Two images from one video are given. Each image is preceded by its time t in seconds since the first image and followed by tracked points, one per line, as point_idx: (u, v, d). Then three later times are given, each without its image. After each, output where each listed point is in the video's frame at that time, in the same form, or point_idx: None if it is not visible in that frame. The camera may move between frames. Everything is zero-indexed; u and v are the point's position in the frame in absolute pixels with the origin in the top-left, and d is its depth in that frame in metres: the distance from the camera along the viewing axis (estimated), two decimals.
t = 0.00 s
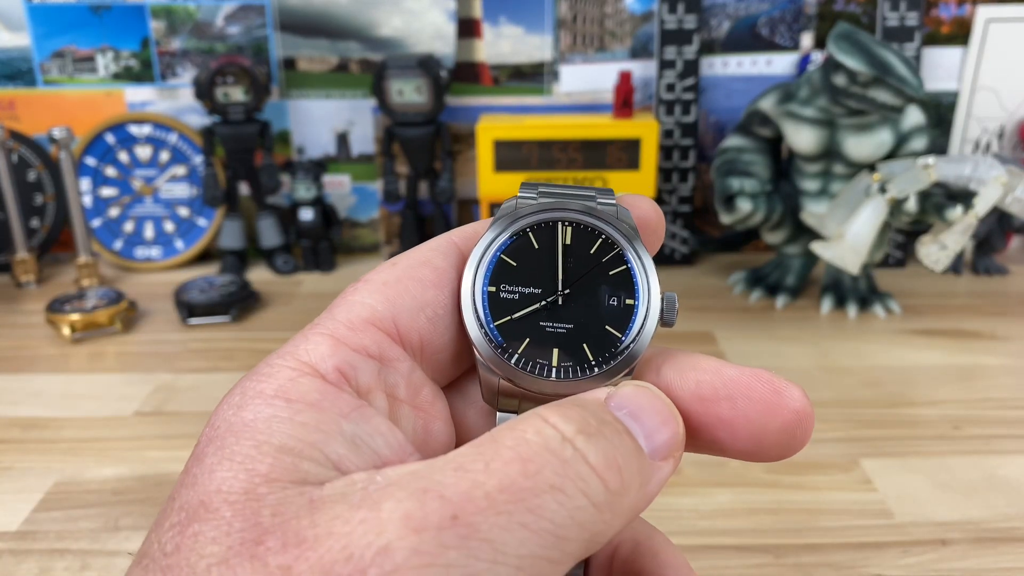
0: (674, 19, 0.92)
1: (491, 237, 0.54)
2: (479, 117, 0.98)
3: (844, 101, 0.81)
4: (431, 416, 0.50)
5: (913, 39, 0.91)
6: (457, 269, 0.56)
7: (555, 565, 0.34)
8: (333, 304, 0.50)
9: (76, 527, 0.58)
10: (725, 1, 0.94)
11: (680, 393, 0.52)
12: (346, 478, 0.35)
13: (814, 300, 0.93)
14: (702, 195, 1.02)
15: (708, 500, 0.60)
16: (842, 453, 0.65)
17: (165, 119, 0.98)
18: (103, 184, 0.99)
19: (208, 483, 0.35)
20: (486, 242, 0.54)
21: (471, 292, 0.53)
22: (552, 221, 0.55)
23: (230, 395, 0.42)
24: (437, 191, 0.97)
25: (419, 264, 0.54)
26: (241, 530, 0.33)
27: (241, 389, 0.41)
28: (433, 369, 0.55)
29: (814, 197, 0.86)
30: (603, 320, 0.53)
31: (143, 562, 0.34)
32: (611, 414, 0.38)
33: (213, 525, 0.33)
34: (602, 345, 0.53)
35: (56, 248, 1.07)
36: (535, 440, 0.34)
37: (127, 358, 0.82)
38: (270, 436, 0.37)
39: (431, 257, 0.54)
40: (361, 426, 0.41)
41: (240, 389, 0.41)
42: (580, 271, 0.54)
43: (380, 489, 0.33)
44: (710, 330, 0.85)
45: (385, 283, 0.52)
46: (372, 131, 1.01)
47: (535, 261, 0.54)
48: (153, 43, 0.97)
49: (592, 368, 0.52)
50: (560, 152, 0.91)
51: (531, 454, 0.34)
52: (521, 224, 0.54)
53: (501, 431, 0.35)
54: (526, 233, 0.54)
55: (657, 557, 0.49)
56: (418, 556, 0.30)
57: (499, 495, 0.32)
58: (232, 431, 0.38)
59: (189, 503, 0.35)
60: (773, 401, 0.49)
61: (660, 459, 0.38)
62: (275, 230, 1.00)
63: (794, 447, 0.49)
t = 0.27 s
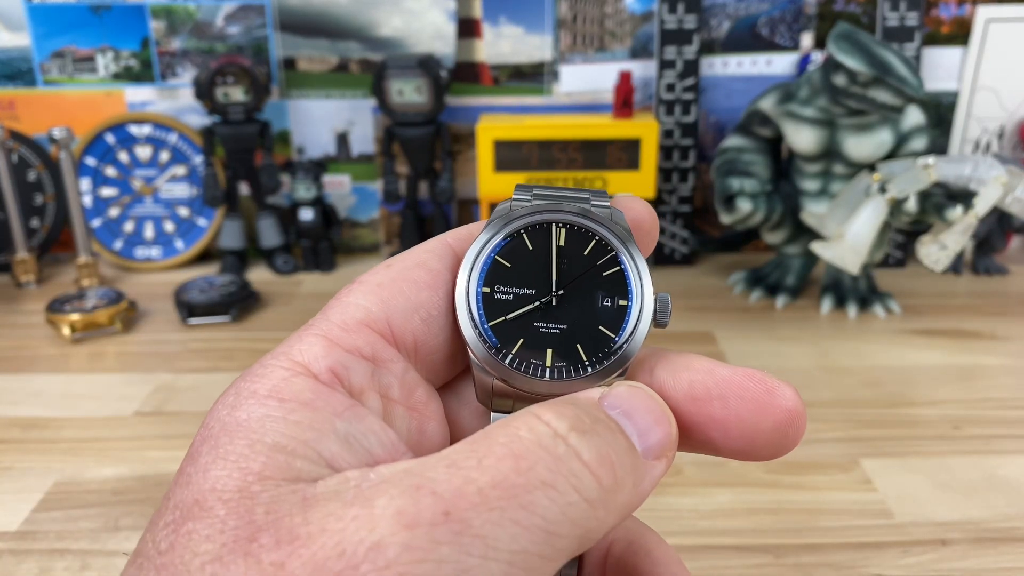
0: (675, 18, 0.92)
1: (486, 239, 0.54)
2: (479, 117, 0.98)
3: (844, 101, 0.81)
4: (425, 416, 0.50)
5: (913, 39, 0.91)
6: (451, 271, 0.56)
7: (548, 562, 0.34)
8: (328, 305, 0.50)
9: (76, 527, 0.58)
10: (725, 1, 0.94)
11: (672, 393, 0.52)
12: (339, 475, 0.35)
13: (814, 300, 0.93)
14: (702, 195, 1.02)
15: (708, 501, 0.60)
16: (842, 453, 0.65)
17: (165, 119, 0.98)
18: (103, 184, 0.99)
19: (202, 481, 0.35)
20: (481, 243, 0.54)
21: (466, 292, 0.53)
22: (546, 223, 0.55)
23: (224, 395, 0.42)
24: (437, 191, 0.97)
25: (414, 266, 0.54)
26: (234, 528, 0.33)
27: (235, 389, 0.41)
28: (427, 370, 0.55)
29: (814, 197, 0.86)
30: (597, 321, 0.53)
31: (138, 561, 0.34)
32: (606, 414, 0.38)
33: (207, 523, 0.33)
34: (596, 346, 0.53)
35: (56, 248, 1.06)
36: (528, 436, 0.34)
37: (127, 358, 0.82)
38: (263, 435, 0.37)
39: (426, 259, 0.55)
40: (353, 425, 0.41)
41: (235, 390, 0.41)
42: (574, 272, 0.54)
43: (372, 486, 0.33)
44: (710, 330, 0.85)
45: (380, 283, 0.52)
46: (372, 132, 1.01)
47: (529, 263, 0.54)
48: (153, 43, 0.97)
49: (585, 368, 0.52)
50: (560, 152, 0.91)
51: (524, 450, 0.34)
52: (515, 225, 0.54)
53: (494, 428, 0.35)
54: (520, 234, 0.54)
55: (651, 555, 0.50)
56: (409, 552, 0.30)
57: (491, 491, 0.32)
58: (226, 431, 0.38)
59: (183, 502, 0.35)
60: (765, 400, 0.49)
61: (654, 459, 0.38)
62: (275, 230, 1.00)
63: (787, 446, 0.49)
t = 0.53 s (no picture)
0: (674, 18, 0.92)
1: (491, 241, 0.54)
2: (479, 117, 0.98)
3: (844, 101, 0.80)
4: (429, 417, 0.50)
5: (913, 39, 0.91)
6: (456, 272, 0.56)
7: (555, 565, 0.34)
8: (333, 306, 0.50)
9: (76, 527, 0.58)
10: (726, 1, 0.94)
11: (673, 398, 0.52)
12: (346, 477, 0.35)
13: (814, 300, 0.93)
14: (702, 195, 1.02)
15: (708, 501, 0.60)
16: (842, 453, 0.65)
17: (165, 118, 0.98)
18: (103, 184, 0.99)
19: (209, 482, 0.35)
20: (486, 245, 0.54)
21: (471, 295, 0.53)
22: (551, 225, 0.55)
23: (230, 396, 0.42)
24: (437, 191, 0.97)
25: (418, 267, 0.54)
26: (243, 529, 0.33)
27: (241, 390, 0.41)
28: (431, 372, 0.55)
29: (814, 197, 0.86)
30: (601, 325, 0.53)
31: (144, 561, 0.34)
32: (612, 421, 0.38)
33: (215, 524, 0.33)
34: (600, 349, 0.53)
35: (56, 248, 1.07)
36: (536, 442, 0.34)
37: (127, 358, 0.82)
38: (270, 436, 0.37)
39: (430, 261, 0.54)
40: (360, 426, 0.41)
41: (240, 390, 0.41)
42: (578, 276, 0.54)
43: (381, 488, 0.33)
44: (710, 330, 0.85)
45: (384, 284, 0.52)
46: (372, 132, 1.01)
47: (534, 266, 0.54)
48: (153, 43, 0.97)
49: (589, 372, 0.52)
50: (561, 152, 0.91)
51: (531, 456, 0.34)
52: (520, 228, 0.54)
53: (502, 432, 0.35)
54: (525, 236, 0.54)
55: (654, 555, 0.49)
56: (418, 555, 0.30)
57: (499, 496, 0.32)
58: (232, 432, 0.38)
59: (191, 503, 0.35)
60: (766, 406, 0.49)
61: (659, 465, 0.39)
62: (275, 230, 1.00)
63: (787, 453, 0.49)
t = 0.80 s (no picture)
0: (674, 19, 0.92)
1: (502, 250, 0.54)
2: (480, 117, 0.98)
3: (844, 101, 0.80)
4: (438, 426, 0.50)
5: (913, 39, 0.91)
6: (467, 279, 0.55)
7: None
8: (343, 313, 0.50)
9: (75, 527, 0.58)
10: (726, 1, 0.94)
11: (685, 409, 0.52)
12: (359, 488, 0.35)
13: (814, 300, 0.93)
14: (702, 196, 1.02)
15: (707, 501, 0.60)
16: (842, 453, 0.65)
17: (165, 119, 0.98)
18: (103, 184, 1.00)
19: (221, 491, 0.35)
20: (498, 254, 0.54)
21: (481, 304, 0.53)
22: (562, 234, 0.54)
23: (240, 403, 0.41)
24: (437, 190, 0.97)
25: (429, 274, 0.54)
26: (256, 540, 0.33)
27: (252, 397, 0.41)
28: (441, 380, 0.55)
29: (814, 197, 0.86)
30: (612, 335, 0.53)
31: (155, 569, 0.34)
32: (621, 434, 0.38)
33: (228, 534, 0.33)
34: (611, 361, 0.53)
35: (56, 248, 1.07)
36: (551, 458, 0.34)
37: (127, 358, 0.82)
38: (282, 445, 0.37)
39: (441, 269, 0.54)
40: (371, 435, 0.41)
41: (251, 398, 0.41)
42: (589, 286, 0.54)
43: (395, 501, 0.33)
44: (710, 330, 0.85)
45: (395, 292, 0.52)
46: (372, 131, 1.01)
47: (544, 275, 0.54)
48: (153, 43, 0.97)
49: (599, 383, 0.52)
50: (560, 152, 0.91)
51: (547, 472, 0.34)
52: (532, 237, 0.54)
53: (516, 445, 0.35)
54: (536, 245, 0.54)
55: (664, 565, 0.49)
56: (435, 571, 0.30)
57: (514, 514, 0.32)
58: (244, 440, 0.38)
59: (203, 512, 0.35)
60: (778, 415, 0.49)
61: (667, 481, 0.39)
62: (275, 229, 1.00)
63: (799, 461, 0.49)
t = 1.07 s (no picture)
0: (675, 18, 0.92)
1: (505, 257, 0.54)
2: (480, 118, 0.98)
3: (844, 101, 0.80)
4: (444, 434, 0.50)
5: (913, 39, 0.91)
6: (470, 287, 0.56)
7: None
8: (348, 322, 0.50)
9: (76, 527, 0.58)
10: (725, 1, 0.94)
11: (688, 414, 0.52)
12: (370, 499, 0.35)
13: (814, 300, 0.93)
14: (702, 196, 1.02)
15: (707, 501, 0.60)
16: (841, 453, 0.65)
17: (165, 118, 0.98)
18: (103, 184, 1.00)
19: (232, 505, 0.35)
20: (500, 262, 0.54)
21: (484, 311, 0.53)
22: (564, 241, 0.55)
23: (248, 414, 0.41)
24: (437, 191, 0.97)
25: (433, 282, 0.54)
26: (269, 553, 0.33)
27: (260, 408, 0.41)
28: (446, 388, 0.55)
29: (814, 197, 0.86)
30: (615, 342, 0.53)
31: None
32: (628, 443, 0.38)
33: (241, 547, 0.33)
34: (614, 367, 0.53)
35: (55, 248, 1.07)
36: (561, 467, 0.34)
37: (127, 358, 0.82)
38: (292, 457, 0.37)
39: (445, 277, 0.54)
40: (382, 446, 0.40)
41: (259, 408, 0.41)
42: (592, 293, 0.54)
43: (407, 513, 0.33)
44: (710, 330, 0.85)
45: (400, 300, 0.52)
46: (372, 131, 1.01)
47: (546, 282, 0.54)
48: (153, 43, 0.97)
49: (603, 390, 0.53)
50: (560, 152, 0.91)
51: (557, 480, 0.34)
52: (534, 245, 0.54)
53: (525, 455, 0.35)
54: (538, 253, 0.54)
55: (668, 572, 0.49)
56: None
57: (527, 523, 0.32)
58: (254, 452, 0.38)
59: (214, 525, 0.35)
60: (781, 421, 0.49)
61: (674, 486, 0.39)
62: (275, 229, 1.00)
63: (802, 465, 0.49)
